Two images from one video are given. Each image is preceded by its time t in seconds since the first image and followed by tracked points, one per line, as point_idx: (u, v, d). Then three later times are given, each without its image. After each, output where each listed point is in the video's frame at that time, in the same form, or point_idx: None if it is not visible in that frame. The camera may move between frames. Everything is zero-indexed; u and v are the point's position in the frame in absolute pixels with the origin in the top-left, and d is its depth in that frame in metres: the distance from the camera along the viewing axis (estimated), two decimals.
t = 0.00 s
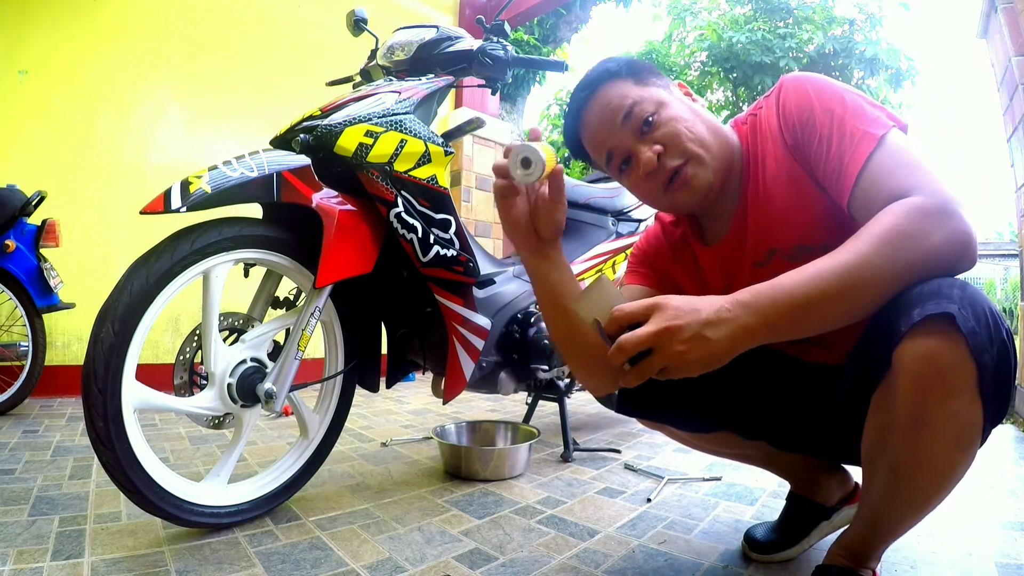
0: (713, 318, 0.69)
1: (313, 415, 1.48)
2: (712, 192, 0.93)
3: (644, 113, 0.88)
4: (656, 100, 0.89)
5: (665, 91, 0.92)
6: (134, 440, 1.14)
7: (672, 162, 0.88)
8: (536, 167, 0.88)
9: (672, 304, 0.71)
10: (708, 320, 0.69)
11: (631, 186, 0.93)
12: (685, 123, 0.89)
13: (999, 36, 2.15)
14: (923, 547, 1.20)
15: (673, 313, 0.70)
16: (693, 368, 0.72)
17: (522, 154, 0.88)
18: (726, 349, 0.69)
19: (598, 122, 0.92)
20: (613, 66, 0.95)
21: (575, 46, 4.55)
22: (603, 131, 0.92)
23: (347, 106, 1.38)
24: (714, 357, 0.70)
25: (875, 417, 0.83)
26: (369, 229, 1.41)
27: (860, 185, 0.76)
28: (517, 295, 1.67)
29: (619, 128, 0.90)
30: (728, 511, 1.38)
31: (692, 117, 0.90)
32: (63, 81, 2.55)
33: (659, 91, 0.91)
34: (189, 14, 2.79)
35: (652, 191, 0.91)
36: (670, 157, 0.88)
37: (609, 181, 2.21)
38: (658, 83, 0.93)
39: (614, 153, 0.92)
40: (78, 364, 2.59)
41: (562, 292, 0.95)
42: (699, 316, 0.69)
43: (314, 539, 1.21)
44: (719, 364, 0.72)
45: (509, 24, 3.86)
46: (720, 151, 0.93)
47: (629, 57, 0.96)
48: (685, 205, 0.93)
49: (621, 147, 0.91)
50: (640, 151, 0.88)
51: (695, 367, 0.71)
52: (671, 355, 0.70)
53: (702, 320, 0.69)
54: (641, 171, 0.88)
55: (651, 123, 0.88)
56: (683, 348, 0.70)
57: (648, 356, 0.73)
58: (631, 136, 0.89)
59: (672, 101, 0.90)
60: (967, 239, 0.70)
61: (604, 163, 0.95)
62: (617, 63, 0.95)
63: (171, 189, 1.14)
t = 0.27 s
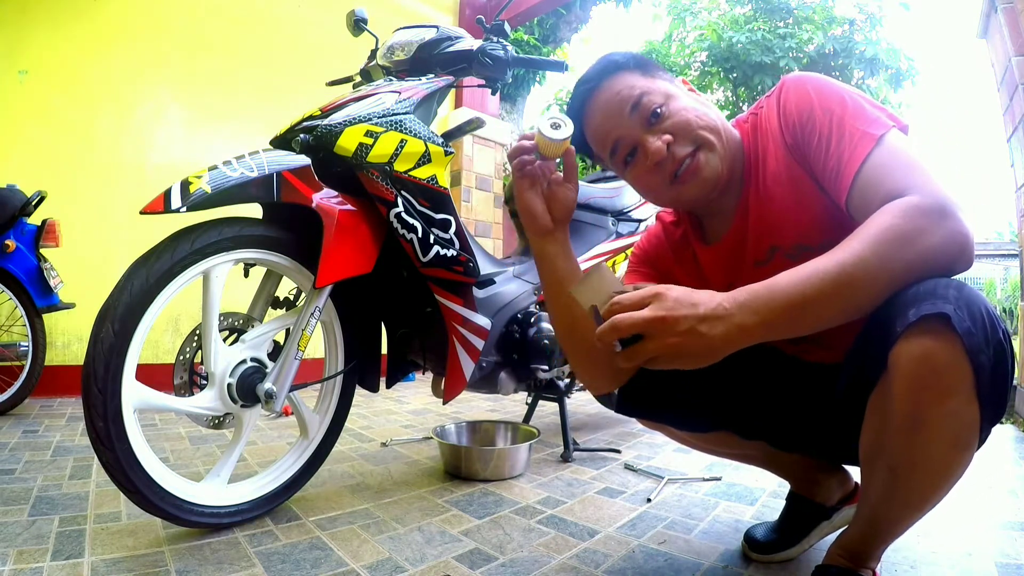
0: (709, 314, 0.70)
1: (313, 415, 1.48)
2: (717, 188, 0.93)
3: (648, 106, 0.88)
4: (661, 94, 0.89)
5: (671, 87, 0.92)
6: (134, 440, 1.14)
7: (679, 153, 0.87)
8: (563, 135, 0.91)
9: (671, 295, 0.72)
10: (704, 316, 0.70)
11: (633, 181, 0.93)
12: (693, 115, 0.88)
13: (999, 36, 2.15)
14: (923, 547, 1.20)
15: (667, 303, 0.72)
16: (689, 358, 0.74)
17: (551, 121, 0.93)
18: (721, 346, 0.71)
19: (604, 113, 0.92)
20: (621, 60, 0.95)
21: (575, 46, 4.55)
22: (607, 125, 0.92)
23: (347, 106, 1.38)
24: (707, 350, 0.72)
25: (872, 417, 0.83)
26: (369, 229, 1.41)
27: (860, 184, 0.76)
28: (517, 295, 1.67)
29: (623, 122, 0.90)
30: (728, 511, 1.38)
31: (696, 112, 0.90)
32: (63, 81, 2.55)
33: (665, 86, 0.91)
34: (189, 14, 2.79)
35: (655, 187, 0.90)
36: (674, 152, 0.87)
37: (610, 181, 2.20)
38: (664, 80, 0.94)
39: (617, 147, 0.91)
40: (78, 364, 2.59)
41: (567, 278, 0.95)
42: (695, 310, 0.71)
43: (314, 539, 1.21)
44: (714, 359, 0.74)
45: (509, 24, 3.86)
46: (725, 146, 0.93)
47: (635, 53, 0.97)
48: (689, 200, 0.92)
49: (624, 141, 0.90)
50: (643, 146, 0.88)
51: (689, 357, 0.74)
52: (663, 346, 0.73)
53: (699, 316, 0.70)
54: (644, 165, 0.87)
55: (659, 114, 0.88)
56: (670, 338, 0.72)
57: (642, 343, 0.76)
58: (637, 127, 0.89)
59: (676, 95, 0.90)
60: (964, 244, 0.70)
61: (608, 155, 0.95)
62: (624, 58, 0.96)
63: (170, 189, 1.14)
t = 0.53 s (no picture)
0: (709, 312, 0.70)
1: (313, 415, 1.48)
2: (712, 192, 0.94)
3: (647, 108, 0.88)
4: (660, 96, 0.89)
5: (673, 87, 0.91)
6: (135, 440, 1.14)
7: (672, 161, 0.88)
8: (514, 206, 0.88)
9: (671, 296, 0.71)
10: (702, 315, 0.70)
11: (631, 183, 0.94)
12: (689, 121, 0.88)
13: (999, 36, 2.15)
14: (923, 547, 1.19)
15: (667, 301, 0.72)
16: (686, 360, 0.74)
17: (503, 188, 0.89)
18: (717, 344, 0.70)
19: (604, 112, 0.92)
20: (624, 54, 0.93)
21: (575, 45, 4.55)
22: (606, 126, 0.92)
23: (347, 106, 1.38)
24: (703, 348, 0.71)
25: (870, 417, 0.83)
26: (369, 230, 1.40)
27: (861, 185, 0.76)
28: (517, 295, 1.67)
29: (621, 124, 0.90)
30: (728, 511, 1.38)
31: (694, 114, 0.90)
32: (63, 81, 2.55)
33: (665, 87, 0.90)
34: (189, 14, 2.79)
35: (653, 189, 0.91)
36: (671, 156, 0.88)
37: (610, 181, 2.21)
38: (667, 77, 0.92)
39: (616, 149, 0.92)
40: (78, 364, 2.59)
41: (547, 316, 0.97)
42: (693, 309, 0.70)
43: (314, 539, 1.21)
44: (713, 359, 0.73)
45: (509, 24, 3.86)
46: (722, 150, 0.93)
47: (639, 46, 0.94)
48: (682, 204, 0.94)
49: (623, 143, 0.91)
50: (641, 148, 0.88)
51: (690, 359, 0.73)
52: (664, 347, 0.72)
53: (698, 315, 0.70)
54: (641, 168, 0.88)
55: (658, 117, 0.88)
56: (668, 338, 0.72)
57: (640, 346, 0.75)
58: (635, 130, 0.89)
59: (676, 97, 0.90)
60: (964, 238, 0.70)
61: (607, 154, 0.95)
62: (627, 50, 0.93)
63: (170, 189, 1.14)
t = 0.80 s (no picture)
0: (673, 306, 0.72)
1: (313, 415, 1.48)
2: (719, 169, 0.95)
3: (659, 81, 0.87)
4: (678, 68, 0.87)
5: (693, 53, 0.88)
6: (134, 440, 1.14)
7: (676, 140, 0.90)
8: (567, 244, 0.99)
9: (635, 288, 0.75)
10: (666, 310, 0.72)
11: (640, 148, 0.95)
12: (701, 95, 0.88)
13: (999, 36, 2.15)
14: (923, 547, 1.19)
15: (633, 296, 0.74)
16: (654, 349, 0.75)
17: (551, 228, 1.02)
18: (684, 335, 0.71)
19: (616, 78, 0.90)
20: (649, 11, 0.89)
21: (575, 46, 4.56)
22: (617, 94, 0.92)
23: (347, 106, 1.38)
24: (669, 338, 0.72)
25: (852, 436, 0.83)
26: (369, 230, 1.40)
27: (867, 181, 0.74)
28: (517, 295, 1.67)
29: (632, 94, 0.90)
30: (728, 511, 1.38)
31: (708, 88, 0.89)
32: (63, 81, 2.55)
33: (686, 57, 0.87)
34: (188, 14, 2.79)
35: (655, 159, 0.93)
36: (676, 132, 0.89)
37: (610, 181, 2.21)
38: (690, 41, 0.89)
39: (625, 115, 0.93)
40: (78, 364, 2.59)
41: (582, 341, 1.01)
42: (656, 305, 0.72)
43: (314, 539, 1.21)
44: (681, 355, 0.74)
45: (509, 24, 3.86)
46: (735, 124, 0.92)
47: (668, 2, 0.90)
48: (686, 180, 0.96)
49: (632, 112, 0.91)
50: (647, 123, 0.89)
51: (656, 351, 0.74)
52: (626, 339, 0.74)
53: (659, 309, 0.72)
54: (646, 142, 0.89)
55: (666, 93, 0.87)
56: (632, 326, 0.74)
57: (608, 332, 0.78)
58: (643, 103, 0.89)
59: (694, 69, 0.88)
60: (972, 248, 0.69)
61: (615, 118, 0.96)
62: (652, 8, 0.89)
63: (171, 189, 1.14)
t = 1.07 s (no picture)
0: (681, 316, 0.71)
1: (313, 415, 1.48)
2: (721, 173, 0.94)
3: (655, 85, 0.87)
4: (672, 71, 0.87)
5: (682, 59, 0.89)
6: (135, 440, 1.14)
7: (678, 143, 0.88)
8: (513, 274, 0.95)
9: (640, 306, 0.73)
10: (675, 321, 0.71)
11: (637, 156, 0.94)
12: (697, 97, 0.88)
13: (999, 36, 2.15)
14: (923, 547, 1.19)
15: (640, 314, 0.73)
16: (665, 368, 0.73)
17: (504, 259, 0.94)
18: (694, 349, 0.70)
19: (609, 86, 0.91)
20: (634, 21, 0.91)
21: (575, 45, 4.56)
22: (612, 101, 0.91)
23: (347, 106, 1.38)
24: (681, 354, 0.71)
25: (861, 438, 0.83)
26: (369, 230, 1.40)
27: (872, 182, 0.74)
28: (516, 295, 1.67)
29: (628, 100, 0.89)
30: (728, 511, 1.38)
31: (703, 90, 0.89)
32: (63, 81, 2.55)
33: (677, 61, 0.88)
34: (188, 14, 2.79)
35: (656, 168, 0.92)
36: (678, 136, 0.87)
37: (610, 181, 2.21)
38: (678, 47, 0.90)
39: (621, 123, 0.92)
40: (78, 364, 2.59)
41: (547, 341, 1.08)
42: (663, 318, 0.72)
43: (314, 539, 1.21)
44: (692, 369, 0.73)
45: (509, 24, 3.86)
46: (732, 127, 0.92)
47: (651, 12, 0.92)
48: (690, 187, 0.94)
49: (629, 119, 0.91)
50: (647, 128, 0.88)
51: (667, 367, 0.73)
52: (637, 355, 0.73)
53: (667, 322, 0.71)
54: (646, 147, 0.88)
55: (663, 97, 0.87)
56: (644, 346, 0.73)
57: (620, 356, 0.75)
58: (640, 108, 0.89)
59: (688, 72, 0.88)
60: (983, 246, 0.68)
61: (610, 127, 0.95)
62: (637, 18, 0.91)
63: (170, 189, 1.14)
